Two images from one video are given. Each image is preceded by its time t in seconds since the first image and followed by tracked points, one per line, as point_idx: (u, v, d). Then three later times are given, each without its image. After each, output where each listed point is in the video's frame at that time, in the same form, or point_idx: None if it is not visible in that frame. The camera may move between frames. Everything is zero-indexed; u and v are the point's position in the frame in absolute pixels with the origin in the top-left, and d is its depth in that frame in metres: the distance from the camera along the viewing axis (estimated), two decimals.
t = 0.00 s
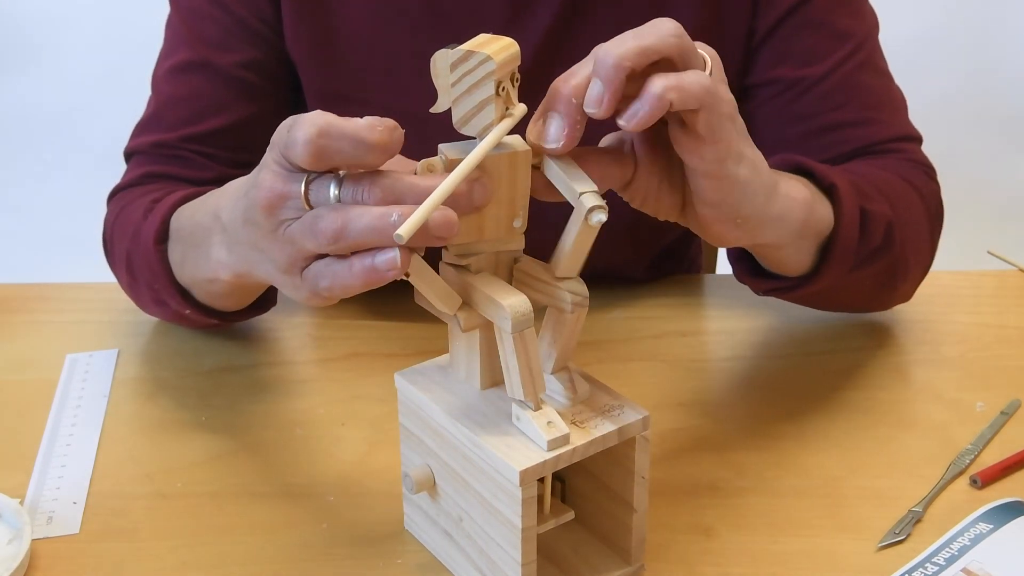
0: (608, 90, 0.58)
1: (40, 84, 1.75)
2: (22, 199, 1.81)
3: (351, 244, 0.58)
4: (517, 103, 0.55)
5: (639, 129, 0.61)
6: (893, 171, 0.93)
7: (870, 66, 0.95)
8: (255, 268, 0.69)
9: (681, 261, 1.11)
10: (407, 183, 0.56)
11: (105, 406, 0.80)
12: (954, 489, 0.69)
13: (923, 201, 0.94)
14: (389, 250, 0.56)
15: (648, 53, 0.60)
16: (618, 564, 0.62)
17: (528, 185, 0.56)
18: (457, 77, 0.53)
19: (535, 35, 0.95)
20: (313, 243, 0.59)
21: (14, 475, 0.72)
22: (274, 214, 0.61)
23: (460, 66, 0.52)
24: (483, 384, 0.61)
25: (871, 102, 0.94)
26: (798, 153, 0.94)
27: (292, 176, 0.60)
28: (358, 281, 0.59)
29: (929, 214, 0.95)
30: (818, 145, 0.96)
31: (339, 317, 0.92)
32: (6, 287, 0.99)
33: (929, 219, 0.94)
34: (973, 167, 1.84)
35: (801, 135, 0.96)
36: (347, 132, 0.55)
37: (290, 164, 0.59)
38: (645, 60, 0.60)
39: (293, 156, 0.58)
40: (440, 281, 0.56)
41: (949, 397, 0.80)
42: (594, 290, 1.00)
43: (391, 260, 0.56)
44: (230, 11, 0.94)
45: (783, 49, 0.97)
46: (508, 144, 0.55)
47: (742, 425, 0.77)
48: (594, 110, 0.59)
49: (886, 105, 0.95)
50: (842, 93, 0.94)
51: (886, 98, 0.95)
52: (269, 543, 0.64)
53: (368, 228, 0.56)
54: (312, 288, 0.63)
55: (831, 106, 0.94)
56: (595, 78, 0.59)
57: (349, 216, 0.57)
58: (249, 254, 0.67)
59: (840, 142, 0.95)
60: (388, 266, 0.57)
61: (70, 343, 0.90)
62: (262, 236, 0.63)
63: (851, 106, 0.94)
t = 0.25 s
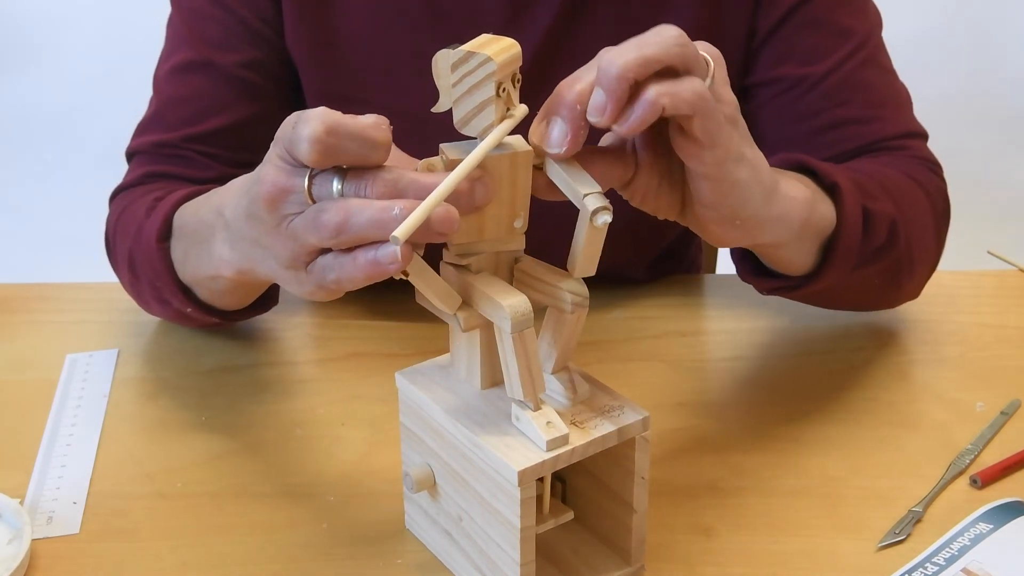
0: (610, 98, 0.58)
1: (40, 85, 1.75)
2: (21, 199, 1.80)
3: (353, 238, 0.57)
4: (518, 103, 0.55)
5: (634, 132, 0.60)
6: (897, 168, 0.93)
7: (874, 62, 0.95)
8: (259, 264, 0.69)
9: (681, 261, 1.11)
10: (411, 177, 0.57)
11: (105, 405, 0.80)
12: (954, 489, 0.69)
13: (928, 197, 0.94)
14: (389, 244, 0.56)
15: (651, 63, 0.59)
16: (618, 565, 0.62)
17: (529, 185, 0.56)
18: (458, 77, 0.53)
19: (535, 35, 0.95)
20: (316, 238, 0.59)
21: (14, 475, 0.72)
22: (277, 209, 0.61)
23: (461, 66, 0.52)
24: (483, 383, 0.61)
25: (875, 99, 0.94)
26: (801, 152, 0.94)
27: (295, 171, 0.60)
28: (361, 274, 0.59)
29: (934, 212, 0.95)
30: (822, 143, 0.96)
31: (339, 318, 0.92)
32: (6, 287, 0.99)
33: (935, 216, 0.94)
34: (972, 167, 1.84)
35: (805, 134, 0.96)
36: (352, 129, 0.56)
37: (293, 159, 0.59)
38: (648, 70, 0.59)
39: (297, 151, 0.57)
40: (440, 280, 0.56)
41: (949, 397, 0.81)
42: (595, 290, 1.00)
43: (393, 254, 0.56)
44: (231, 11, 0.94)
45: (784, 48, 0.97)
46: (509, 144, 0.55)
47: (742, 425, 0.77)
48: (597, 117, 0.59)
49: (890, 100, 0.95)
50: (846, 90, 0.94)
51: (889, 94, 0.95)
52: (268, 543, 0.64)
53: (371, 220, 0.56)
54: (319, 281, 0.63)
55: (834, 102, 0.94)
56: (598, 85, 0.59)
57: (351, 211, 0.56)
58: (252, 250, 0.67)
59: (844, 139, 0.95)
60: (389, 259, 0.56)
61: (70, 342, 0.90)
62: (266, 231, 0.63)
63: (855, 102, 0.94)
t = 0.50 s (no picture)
0: (613, 104, 0.58)
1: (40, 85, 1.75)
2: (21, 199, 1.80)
3: (354, 234, 0.57)
4: (520, 103, 0.55)
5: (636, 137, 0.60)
6: (904, 164, 0.93)
7: (878, 58, 0.95)
8: (260, 261, 0.69)
9: (681, 261, 1.11)
10: (411, 175, 0.57)
11: (105, 405, 0.80)
12: (953, 489, 0.69)
13: (936, 195, 0.94)
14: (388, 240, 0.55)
15: (654, 69, 0.59)
16: (617, 565, 0.62)
17: (531, 185, 0.56)
18: (460, 76, 0.53)
19: (536, 35, 0.95)
20: (316, 234, 0.59)
21: (14, 475, 0.72)
22: (276, 205, 0.61)
23: (463, 65, 0.52)
24: (484, 383, 0.61)
25: (880, 94, 0.94)
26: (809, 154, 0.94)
27: (295, 167, 0.60)
28: (362, 270, 0.58)
29: (943, 207, 0.94)
30: (829, 140, 0.96)
31: (339, 318, 0.92)
32: (6, 287, 0.99)
33: (943, 210, 0.94)
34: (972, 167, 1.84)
35: (809, 132, 0.97)
36: (355, 126, 0.57)
37: (294, 155, 0.59)
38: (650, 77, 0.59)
39: (297, 148, 0.57)
40: (440, 279, 0.56)
41: (949, 397, 0.81)
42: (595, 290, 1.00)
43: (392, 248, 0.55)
44: (233, 11, 0.94)
45: (786, 48, 0.97)
46: (511, 144, 0.55)
47: (742, 425, 0.77)
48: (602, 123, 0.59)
49: (896, 96, 0.95)
50: (851, 86, 0.94)
51: (895, 89, 0.95)
52: (268, 543, 0.64)
53: (371, 216, 0.55)
54: (320, 278, 0.62)
55: (837, 100, 0.94)
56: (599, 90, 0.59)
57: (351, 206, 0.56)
58: (253, 247, 0.67)
59: (849, 136, 0.95)
60: (389, 254, 0.56)
61: (70, 342, 0.90)
62: (266, 227, 0.62)
63: (860, 99, 0.94)
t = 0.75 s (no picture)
0: (614, 131, 0.58)
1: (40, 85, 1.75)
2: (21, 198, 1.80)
3: (353, 229, 0.57)
4: (521, 103, 0.55)
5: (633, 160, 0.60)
6: (912, 157, 0.92)
7: (884, 51, 0.95)
8: (260, 260, 0.68)
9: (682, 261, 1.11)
10: (411, 171, 0.57)
11: (105, 405, 0.80)
12: (953, 489, 0.69)
13: (944, 187, 0.93)
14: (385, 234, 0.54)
15: (658, 99, 0.58)
16: (616, 566, 0.62)
17: (532, 185, 0.56)
18: (460, 77, 0.53)
19: (535, 34, 0.95)
20: (316, 230, 0.58)
21: (14, 475, 0.72)
22: (276, 201, 0.61)
23: (463, 66, 0.52)
24: (484, 383, 0.61)
25: (887, 87, 0.94)
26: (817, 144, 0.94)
27: (298, 163, 0.60)
28: (362, 267, 0.58)
29: (950, 197, 0.94)
30: (837, 134, 0.96)
31: (340, 318, 0.92)
32: (7, 287, 0.99)
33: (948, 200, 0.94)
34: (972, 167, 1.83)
35: (816, 127, 0.97)
36: (359, 122, 0.57)
37: (296, 150, 0.59)
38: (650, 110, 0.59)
39: (300, 143, 0.57)
40: (440, 278, 0.56)
41: (949, 397, 0.81)
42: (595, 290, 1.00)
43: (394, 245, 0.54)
44: (233, 11, 0.94)
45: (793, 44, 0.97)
46: (512, 144, 0.55)
47: (742, 425, 0.77)
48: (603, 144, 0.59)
49: (902, 88, 0.95)
50: (857, 80, 0.94)
51: (902, 82, 0.95)
52: (268, 543, 0.64)
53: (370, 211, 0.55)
54: (320, 275, 0.62)
55: (843, 92, 0.94)
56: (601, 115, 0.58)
57: (352, 200, 0.56)
58: (253, 246, 0.67)
59: (858, 129, 0.95)
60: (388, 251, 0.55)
61: (70, 342, 0.90)
62: (266, 224, 0.62)
63: (867, 92, 0.94)
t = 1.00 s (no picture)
0: (603, 99, 0.58)
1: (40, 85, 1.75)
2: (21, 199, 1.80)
3: (353, 225, 0.57)
4: (520, 101, 0.55)
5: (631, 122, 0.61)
6: (935, 138, 0.91)
7: (901, 33, 0.95)
8: (258, 257, 0.68)
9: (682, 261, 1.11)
10: (412, 169, 0.57)
11: (105, 405, 0.80)
12: (953, 489, 0.69)
13: (971, 163, 0.92)
14: (388, 231, 0.54)
15: (634, 54, 0.60)
16: (616, 566, 0.62)
17: (532, 183, 0.56)
18: (458, 75, 0.53)
19: (534, 34, 0.95)
20: (316, 225, 0.58)
21: (14, 475, 0.72)
22: (276, 196, 0.61)
23: (461, 63, 0.52)
24: (485, 383, 0.61)
25: (906, 70, 0.94)
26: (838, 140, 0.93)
27: (299, 158, 0.60)
28: (361, 263, 0.58)
29: (981, 174, 0.92)
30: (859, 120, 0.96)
31: (340, 318, 0.92)
32: (7, 287, 0.99)
33: (980, 178, 0.92)
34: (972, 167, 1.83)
35: (838, 115, 0.97)
36: (363, 118, 0.57)
37: (297, 146, 0.59)
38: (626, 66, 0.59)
39: (303, 137, 0.58)
40: (440, 278, 0.56)
41: (949, 398, 0.80)
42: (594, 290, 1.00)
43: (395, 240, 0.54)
44: (233, 11, 0.94)
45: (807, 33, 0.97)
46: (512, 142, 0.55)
47: (742, 425, 0.77)
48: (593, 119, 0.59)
49: (922, 69, 0.95)
50: (875, 65, 0.94)
51: (921, 62, 0.94)
52: (268, 543, 0.64)
53: (371, 207, 0.55)
54: (318, 270, 0.62)
55: (861, 77, 0.94)
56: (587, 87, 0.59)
57: (353, 196, 0.56)
58: (251, 242, 0.67)
59: (877, 115, 0.95)
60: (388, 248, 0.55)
61: (70, 342, 0.90)
62: (266, 220, 0.62)
63: (886, 76, 0.94)
